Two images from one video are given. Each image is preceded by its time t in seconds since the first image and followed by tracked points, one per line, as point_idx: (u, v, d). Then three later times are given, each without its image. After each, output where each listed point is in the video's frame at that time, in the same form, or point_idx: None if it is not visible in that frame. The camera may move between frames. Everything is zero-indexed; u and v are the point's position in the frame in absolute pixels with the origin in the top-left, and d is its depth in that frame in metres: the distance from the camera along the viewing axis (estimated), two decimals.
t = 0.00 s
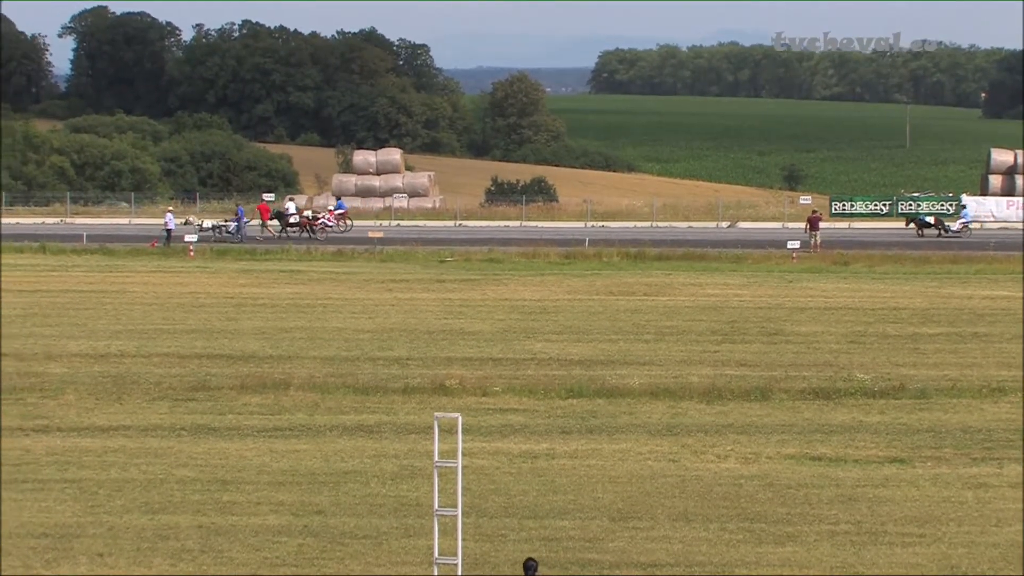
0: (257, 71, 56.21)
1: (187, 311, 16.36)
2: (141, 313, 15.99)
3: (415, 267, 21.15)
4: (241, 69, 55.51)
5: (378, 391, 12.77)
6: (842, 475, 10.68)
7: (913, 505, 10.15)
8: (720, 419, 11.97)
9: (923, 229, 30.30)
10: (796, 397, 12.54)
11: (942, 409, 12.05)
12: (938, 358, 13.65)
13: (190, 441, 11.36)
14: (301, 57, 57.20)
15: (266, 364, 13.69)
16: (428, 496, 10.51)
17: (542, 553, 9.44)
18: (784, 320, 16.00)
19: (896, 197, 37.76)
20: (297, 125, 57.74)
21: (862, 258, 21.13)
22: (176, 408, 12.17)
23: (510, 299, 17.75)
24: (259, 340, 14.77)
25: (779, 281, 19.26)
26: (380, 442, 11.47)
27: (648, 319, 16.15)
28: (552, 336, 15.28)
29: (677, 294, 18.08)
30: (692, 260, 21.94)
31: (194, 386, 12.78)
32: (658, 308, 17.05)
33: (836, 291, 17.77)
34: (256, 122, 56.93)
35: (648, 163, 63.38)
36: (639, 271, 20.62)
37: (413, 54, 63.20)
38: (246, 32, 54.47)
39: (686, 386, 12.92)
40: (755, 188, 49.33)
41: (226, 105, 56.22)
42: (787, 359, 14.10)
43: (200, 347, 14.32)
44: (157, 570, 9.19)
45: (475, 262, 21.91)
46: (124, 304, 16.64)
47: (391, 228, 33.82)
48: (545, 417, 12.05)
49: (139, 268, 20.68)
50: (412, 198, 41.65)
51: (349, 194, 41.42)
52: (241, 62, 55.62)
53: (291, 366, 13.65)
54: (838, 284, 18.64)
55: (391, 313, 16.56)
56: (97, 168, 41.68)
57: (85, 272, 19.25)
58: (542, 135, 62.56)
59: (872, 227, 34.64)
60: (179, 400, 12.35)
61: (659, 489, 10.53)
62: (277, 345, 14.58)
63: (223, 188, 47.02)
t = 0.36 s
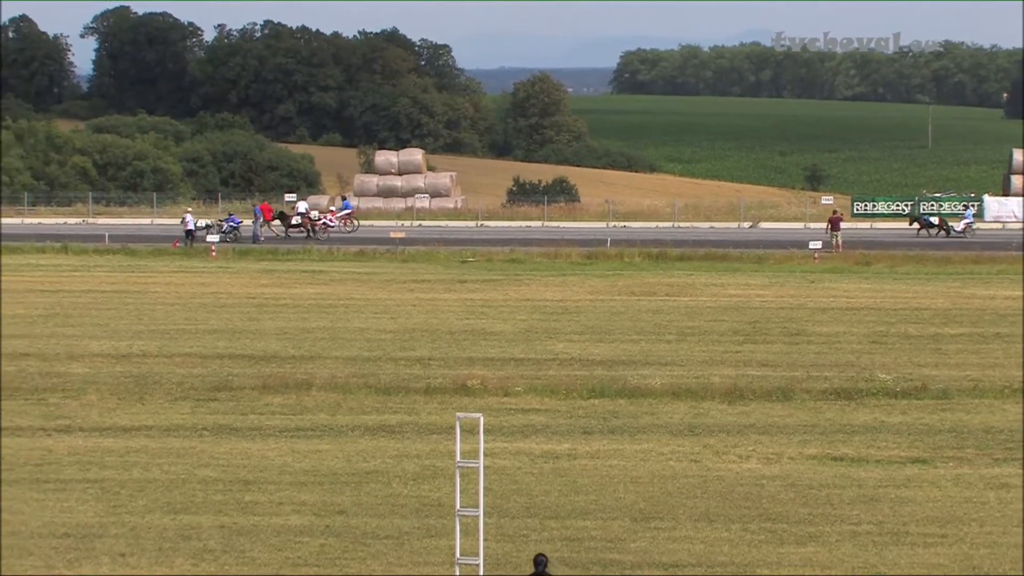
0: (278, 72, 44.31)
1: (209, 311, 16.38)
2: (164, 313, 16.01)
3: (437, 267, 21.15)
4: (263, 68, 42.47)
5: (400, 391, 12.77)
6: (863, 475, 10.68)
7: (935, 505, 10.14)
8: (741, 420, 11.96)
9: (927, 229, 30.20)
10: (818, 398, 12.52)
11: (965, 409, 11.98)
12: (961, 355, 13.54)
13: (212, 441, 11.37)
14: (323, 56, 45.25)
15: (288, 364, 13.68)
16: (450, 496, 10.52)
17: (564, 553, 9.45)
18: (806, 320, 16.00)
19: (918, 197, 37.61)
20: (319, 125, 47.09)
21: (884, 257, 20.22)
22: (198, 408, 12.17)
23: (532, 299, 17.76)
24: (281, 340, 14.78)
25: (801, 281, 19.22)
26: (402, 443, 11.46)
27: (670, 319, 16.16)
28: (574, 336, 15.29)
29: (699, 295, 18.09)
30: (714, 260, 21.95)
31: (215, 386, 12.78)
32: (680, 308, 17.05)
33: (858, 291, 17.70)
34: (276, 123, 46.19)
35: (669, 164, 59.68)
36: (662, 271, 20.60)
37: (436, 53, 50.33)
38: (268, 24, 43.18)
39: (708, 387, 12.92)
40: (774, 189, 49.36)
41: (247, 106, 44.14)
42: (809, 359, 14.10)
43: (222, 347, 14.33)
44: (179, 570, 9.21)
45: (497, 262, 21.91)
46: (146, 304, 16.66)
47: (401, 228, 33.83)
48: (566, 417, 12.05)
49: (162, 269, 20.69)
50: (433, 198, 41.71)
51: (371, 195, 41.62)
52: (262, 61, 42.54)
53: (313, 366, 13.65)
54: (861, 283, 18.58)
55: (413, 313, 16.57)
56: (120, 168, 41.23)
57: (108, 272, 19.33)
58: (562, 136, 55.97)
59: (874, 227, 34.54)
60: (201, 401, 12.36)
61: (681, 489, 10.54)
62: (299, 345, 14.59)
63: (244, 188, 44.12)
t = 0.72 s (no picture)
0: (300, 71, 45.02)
1: (231, 310, 16.38)
2: (186, 313, 16.02)
3: (459, 267, 21.11)
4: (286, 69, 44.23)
5: (422, 390, 12.77)
6: (885, 474, 10.68)
7: (957, 505, 10.11)
8: (763, 419, 11.96)
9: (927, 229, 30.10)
10: (839, 397, 12.52)
11: (987, 408, 11.94)
12: (984, 354, 13.47)
13: (233, 441, 11.37)
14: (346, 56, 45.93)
15: (309, 364, 13.68)
16: (472, 496, 10.51)
17: (586, 552, 9.44)
18: (828, 320, 15.99)
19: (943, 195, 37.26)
20: (342, 125, 47.38)
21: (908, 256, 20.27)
22: (219, 408, 12.17)
23: (554, 299, 17.74)
24: (303, 339, 14.78)
25: (823, 281, 19.16)
26: (424, 442, 11.47)
27: (691, 319, 16.15)
28: (595, 336, 15.28)
29: (721, 294, 18.07)
30: (736, 260, 21.89)
31: (237, 385, 12.79)
32: (702, 308, 17.02)
33: (880, 291, 17.64)
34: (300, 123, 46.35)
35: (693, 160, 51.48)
36: (684, 271, 20.55)
37: (458, 53, 50.60)
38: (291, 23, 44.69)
39: (729, 386, 12.92)
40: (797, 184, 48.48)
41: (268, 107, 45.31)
42: (831, 358, 14.10)
43: (243, 346, 14.33)
44: (201, 569, 9.20)
45: (519, 262, 21.88)
46: (169, 303, 16.63)
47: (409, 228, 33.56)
48: (588, 417, 12.05)
49: (183, 268, 20.62)
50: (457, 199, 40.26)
51: (392, 194, 39.99)
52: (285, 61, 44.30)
53: (335, 366, 13.66)
54: (883, 283, 18.50)
55: (435, 312, 16.55)
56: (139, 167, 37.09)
57: (129, 271, 19.31)
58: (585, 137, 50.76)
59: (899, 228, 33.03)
60: (222, 400, 12.36)
61: (703, 489, 10.53)
62: (320, 344, 14.60)
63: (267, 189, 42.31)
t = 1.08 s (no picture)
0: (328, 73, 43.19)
1: (261, 311, 16.42)
2: (217, 313, 16.05)
3: (489, 267, 21.14)
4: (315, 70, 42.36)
5: (452, 391, 12.77)
6: (915, 475, 10.67)
7: (988, 506, 10.04)
8: (793, 420, 11.95)
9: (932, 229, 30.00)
10: (869, 399, 12.50)
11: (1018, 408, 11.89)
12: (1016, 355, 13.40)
13: (263, 442, 11.37)
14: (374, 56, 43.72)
15: (340, 364, 13.71)
16: (502, 496, 10.50)
17: (616, 554, 9.44)
18: (858, 320, 15.97)
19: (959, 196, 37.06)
20: (371, 125, 45.54)
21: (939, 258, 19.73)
22: (249, 408, 12.18)
23: (584, 299, 17.77)
24: (333, 340, 14.81)
25: (852, 281, 19.14)
26: (453, 442, 11.47)
27: (721, 320, 16.14)
28: (625, 336, 15.29)
29: (751, 295, 18.07)
30: (766, 261, 21.85)
31: (267, 386, 12.79)
32: (732, 308, 17.02)
33: (911, 292, 17.61)
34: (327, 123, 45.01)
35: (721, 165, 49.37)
36: (715, 271, 20.55)
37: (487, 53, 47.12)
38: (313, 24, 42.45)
39: (759, 387, 12.90)
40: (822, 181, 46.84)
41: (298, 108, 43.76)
42: (860, 359, 14.09)
43: (273, 347, 14.35)
44: (230, 570, 9.21)
45: (550, 262, 21.89)
46: (199, 303, 16.67)
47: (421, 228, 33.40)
48: (618, 418, 12.04)
49: (213, 269, 20.64)
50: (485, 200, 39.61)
51: (422, 195, 39.89)
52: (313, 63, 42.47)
53: (365, 366, 13.67)
54: (914, 282, 18.48)
55: (464, 313, 16.57)
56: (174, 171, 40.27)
57: (159, 272, 19.35)
58: (616, 138, 47.76)
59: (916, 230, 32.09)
60: (252, 401, 12.37)
61: (733, 490, 10.52)
62: (350, 345, 14.62)
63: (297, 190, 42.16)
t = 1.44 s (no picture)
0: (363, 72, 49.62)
1: (295, 311, 16.47)
2: (250, 314, 16.08)
3: (522, 267, 21.16)
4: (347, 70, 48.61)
5: (485, 391, 12.75)
6: (948, 476, 10.65)
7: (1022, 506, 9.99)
8: (825, 420, 11.95)
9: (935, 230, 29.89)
10: (902, 399, 12.51)
11: None
12: None
13: (297, 442, 11.38)
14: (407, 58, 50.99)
15: (373, 364, 13.72)
16: (535, 496, 10.50)
17: (649, 555, 9.44)
18: (891, 321, 15.95)
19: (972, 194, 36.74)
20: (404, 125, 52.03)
21: None
22: (283, 409, 12.20)
23: (616, 299, 17.78)
24: (365, 340, 14.85)
25: (885, 281, 19.13)
26: (486, 443, 11.46)
27: (754, 320, 16.14)
28: (658, 337, 15.28)
29: (784, 295, 18.09)
30: (799, 261, 21.79)
31: (300, 386, 12.79)
32: (765, 309, 17.03)
33: (944, 292, 17.57)
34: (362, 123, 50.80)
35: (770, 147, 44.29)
36: (748, 271, 20.55)
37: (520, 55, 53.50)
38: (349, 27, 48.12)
39: (792, 387, 12.89)
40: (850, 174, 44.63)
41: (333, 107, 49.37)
42: (893, 359, 14.08)
43: (306, 347, 14.37)
44: (263, 570, 9.20)
45: (582, 262, 21.89)
46: (231, 304, 16.71)
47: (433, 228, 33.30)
48: (652, 418, 12.04)
49: (246, 269, 20.67)
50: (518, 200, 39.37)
51: (455, 195, 39.58)
52: (347, 64, 48.73)
53: (398, 367, 13.68)
54: (946, 282, 18.45)
55: (497, 313, 16.58)
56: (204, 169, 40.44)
57: (193, 272, 19.42)
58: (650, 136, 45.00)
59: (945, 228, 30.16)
60: (286, 401, 12.39)
61: (766, 490, 10.52)
62: (383, 346, 14.63)
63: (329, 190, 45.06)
